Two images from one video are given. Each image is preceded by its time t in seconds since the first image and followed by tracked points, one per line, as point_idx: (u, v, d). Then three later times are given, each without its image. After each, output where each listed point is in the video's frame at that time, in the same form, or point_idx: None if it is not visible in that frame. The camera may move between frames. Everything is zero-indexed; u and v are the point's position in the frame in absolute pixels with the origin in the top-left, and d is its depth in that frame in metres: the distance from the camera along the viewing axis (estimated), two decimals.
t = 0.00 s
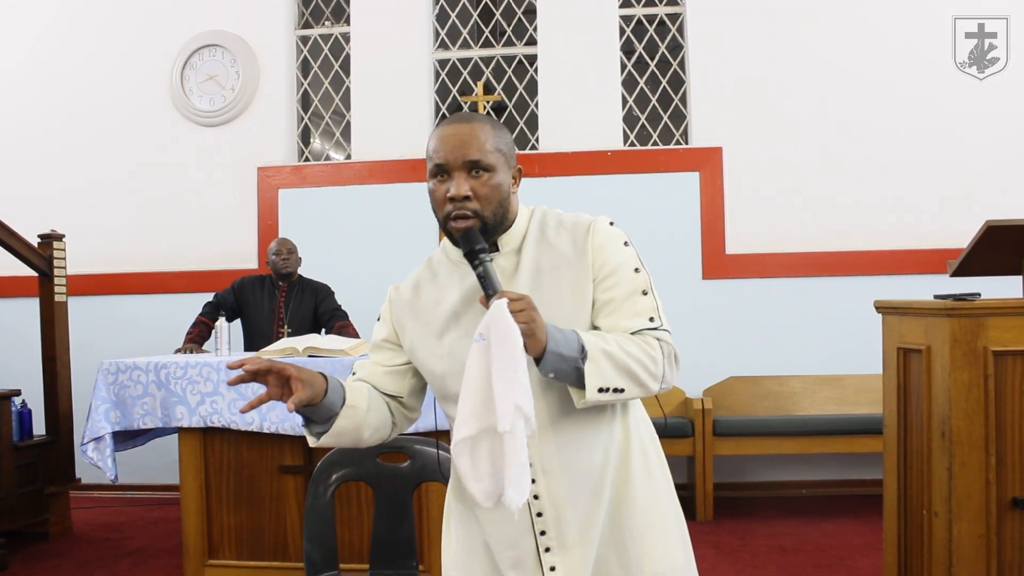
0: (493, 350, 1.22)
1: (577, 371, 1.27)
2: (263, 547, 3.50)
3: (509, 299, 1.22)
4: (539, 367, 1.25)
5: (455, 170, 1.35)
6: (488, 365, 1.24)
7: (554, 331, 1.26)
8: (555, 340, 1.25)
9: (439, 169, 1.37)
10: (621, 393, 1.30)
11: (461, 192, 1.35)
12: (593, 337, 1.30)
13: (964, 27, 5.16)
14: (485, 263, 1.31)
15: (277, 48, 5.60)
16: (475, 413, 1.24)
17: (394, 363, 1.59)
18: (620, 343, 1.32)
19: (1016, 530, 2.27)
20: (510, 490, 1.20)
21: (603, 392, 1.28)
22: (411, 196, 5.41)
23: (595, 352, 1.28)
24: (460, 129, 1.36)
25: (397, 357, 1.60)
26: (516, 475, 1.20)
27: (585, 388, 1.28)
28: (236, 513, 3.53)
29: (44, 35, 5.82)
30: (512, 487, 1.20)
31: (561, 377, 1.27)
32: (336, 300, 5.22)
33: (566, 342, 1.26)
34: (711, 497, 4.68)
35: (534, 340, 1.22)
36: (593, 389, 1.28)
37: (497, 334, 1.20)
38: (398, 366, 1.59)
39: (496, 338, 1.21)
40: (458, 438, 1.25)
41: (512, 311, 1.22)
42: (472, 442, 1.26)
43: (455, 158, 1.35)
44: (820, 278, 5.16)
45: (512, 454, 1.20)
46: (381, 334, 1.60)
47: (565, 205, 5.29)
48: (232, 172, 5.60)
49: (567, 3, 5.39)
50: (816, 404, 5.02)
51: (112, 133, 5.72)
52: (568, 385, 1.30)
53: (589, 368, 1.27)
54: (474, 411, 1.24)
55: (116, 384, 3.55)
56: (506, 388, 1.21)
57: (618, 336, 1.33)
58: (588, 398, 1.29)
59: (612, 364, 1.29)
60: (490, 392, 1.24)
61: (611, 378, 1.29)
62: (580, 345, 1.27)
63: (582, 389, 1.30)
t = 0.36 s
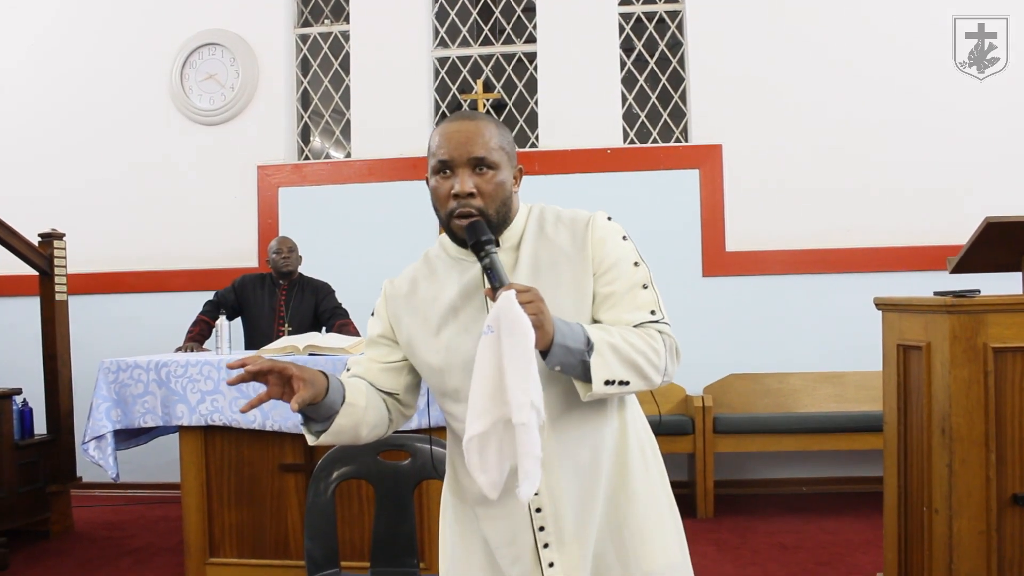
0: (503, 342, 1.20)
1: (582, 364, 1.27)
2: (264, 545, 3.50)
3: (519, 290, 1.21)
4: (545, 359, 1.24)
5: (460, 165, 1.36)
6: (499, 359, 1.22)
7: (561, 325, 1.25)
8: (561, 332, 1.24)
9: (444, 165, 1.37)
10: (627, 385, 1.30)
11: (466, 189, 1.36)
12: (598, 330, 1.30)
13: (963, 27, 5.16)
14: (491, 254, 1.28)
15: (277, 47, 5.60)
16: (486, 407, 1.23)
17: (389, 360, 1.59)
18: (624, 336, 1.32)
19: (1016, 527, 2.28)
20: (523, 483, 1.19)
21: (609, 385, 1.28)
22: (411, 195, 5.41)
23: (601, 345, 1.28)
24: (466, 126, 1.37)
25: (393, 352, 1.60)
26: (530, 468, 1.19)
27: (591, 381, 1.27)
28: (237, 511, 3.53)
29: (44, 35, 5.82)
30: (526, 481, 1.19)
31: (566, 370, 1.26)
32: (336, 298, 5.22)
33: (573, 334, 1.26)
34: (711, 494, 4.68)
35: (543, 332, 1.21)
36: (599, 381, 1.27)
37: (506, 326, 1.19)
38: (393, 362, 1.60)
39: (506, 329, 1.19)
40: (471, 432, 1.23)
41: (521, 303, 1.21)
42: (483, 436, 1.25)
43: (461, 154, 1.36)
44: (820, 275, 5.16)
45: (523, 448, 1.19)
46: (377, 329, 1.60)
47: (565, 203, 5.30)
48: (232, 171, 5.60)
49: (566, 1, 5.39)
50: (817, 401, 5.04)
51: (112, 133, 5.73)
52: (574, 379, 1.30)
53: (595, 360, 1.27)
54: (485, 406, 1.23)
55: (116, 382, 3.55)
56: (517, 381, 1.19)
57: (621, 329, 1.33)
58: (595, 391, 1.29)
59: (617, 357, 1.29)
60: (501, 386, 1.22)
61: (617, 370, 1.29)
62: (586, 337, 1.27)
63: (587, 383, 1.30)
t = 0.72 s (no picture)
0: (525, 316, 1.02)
1: (597, 359, 1.08)
2: (265, 544, 3.51)
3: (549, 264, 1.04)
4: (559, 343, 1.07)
5: (519, 141, 1.14)
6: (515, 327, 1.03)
7: (584, 312, 1.08)
8: (582, 320, 1.06)
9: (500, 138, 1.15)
10: (638, 393, 1.09)
11: (526, 163, 1.13)
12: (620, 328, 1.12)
13: (963, 28, 5.16)
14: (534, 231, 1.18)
15: (279, 47, 5.61)
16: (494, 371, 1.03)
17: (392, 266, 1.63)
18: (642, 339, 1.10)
19: (1017, 528, 2.28)
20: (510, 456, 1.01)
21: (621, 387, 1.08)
22: (412, 194, 5.42)
23: (621, 343, 1.09)
24: (527, 106, 1.17)
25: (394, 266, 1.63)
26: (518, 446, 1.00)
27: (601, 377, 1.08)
28: (238, 510, 3.54)
29: (47, 35, 5.83)
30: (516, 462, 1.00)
31: (579, 361, 1.08)
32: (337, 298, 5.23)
33: (594, 323, 1.07)
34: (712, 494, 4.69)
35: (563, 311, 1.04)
36: (608, 379, 1.08)
37: (532, 295, 1.01)
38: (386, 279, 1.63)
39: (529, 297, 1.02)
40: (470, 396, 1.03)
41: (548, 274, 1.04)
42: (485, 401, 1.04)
43: (520, 127, 1.14)
44: (821, 276, 5.16)
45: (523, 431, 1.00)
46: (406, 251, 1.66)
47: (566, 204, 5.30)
48: (234, 171, 5.61)
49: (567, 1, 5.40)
50: (818, 402, 5.03)
51: (114, 133, 5.73)
52: (584, 375, 1.11)
53: (612, 359, 1.08)
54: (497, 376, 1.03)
55: (119, 382, 3.56)
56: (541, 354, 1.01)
57: (640, 334, 1.11)
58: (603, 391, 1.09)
59: (635, 360, 1.09)
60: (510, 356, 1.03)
61: (629, 373, 1.08)
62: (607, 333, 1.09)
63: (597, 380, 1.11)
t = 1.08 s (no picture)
0: (611, 281, 1.01)
1: (674, 337, 1.12)
2: (265, 544, 3.51)
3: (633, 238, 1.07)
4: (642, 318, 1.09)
5: (596, 114, 1.15)
6: (606, 304, 1.01)
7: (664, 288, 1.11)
8: (662, 296, 1.10)
9: (576, 112, 1.17)
10: (708, 374, 1.13)
11: (601, 135, 1.15)
12: (695, 310, 1.16)
13: (964, 27, 5.17)
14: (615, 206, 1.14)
15: (281, 47, 5.61)
16: (590, 347, 1.00)
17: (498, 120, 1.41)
18: (716, 323, 1.15)
19: (1016, 530, 2.28)
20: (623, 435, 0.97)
21: (691, 364, 1.11)
22: (413, 195, 5.42)
23: (697, 324, 1.13)
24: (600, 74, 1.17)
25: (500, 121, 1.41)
26: (632, 423, 0.97)
27: (677, 356, 1.11)
28: (238, 511, 3.54)
29: (48, 34, 5.84)
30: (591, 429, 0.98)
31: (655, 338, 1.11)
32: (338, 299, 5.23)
33: (674, 301, 1.11)
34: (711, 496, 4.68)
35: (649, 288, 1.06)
36: (685, 360, 1.11)
37: (620, 264, 1.00)
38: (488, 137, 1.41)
39: (618, 268, 1.00)
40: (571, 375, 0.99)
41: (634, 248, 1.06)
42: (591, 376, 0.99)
43: (595, 99, 1.15)
44: (822, 278, 5.17)
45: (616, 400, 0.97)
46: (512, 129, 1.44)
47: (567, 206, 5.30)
48: (235, 170, 5.61)
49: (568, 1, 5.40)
50: (818, 404, 4.91)
51: (115, 132, 5.74)
52: (657, 351, 1.14)
53: (688, 337, 1.12)
54: (585, 343, 1.00)
55: (119, 382, 3.55)
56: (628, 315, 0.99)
57: (714, 317, 1.16)
58: (676, 368, 1.13)
59: (708, 341, 1.13)
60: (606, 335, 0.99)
61: (703, 354, 1.12)
62: (684, 311, 1.12)
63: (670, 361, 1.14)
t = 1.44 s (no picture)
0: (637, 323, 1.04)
1: (687, 364, 1.17)
2: (263, 549, 3.50)
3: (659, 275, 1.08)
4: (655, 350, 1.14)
5: (619, 148, 1.15)
6: (633, 335, 1.04)
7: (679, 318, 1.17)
8: (676, 326, 1.16)
9: (598, 144, 1.17)
10: (717, 399, 1.18)
11: (622, 170, 1.16)
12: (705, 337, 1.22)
13: (964, 28, 5.17)
14: (633, 237, 1.13)
15: (280, 51, 5.62)
16: (625, 385, 1.04)
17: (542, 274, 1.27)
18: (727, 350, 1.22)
19: (1015, 535, 2.28)
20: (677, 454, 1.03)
21: (705, 392, 1.17)
22: (412, 200, 5.42)
23: (709, 351, 1.19)
24: (624, 104, 1.17)
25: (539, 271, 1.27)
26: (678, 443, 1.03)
27: (689, 384, 1.17)
28: (236, 515, 3.53)
29: (48, 38, 5.84)
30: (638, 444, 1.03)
31: (670, 368, 1.17)
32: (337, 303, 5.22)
33: (686, 330, 1.17)
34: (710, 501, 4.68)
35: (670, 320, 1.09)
36: (698, 387, 1.17)
37: (642, 302, 1.03)
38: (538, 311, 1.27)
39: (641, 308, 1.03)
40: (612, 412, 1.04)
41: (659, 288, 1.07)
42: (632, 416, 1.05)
43: (620, 134, 1.15)
44: (820, 283, 5.17)
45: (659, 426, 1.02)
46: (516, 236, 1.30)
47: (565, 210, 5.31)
48: (234, 174, 5.61)
49: (567, 6, 5.41)
50: (815, 409, 4.93)
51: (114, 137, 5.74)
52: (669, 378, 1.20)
53: (701, 365, 1.18)
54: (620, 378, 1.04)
55: (117, 386, 3.55)
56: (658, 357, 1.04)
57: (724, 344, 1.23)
58: (689, 395, 1.18)
59: (720, 367, 1.19)
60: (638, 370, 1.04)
61: (714, 381, 1.18)
62: (698, 341, 1.18)
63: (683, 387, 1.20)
